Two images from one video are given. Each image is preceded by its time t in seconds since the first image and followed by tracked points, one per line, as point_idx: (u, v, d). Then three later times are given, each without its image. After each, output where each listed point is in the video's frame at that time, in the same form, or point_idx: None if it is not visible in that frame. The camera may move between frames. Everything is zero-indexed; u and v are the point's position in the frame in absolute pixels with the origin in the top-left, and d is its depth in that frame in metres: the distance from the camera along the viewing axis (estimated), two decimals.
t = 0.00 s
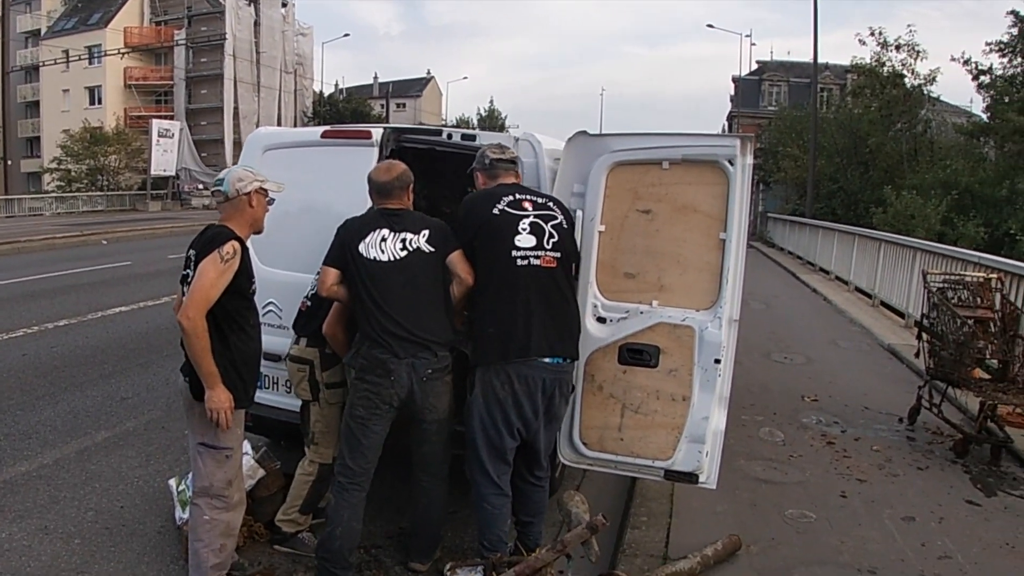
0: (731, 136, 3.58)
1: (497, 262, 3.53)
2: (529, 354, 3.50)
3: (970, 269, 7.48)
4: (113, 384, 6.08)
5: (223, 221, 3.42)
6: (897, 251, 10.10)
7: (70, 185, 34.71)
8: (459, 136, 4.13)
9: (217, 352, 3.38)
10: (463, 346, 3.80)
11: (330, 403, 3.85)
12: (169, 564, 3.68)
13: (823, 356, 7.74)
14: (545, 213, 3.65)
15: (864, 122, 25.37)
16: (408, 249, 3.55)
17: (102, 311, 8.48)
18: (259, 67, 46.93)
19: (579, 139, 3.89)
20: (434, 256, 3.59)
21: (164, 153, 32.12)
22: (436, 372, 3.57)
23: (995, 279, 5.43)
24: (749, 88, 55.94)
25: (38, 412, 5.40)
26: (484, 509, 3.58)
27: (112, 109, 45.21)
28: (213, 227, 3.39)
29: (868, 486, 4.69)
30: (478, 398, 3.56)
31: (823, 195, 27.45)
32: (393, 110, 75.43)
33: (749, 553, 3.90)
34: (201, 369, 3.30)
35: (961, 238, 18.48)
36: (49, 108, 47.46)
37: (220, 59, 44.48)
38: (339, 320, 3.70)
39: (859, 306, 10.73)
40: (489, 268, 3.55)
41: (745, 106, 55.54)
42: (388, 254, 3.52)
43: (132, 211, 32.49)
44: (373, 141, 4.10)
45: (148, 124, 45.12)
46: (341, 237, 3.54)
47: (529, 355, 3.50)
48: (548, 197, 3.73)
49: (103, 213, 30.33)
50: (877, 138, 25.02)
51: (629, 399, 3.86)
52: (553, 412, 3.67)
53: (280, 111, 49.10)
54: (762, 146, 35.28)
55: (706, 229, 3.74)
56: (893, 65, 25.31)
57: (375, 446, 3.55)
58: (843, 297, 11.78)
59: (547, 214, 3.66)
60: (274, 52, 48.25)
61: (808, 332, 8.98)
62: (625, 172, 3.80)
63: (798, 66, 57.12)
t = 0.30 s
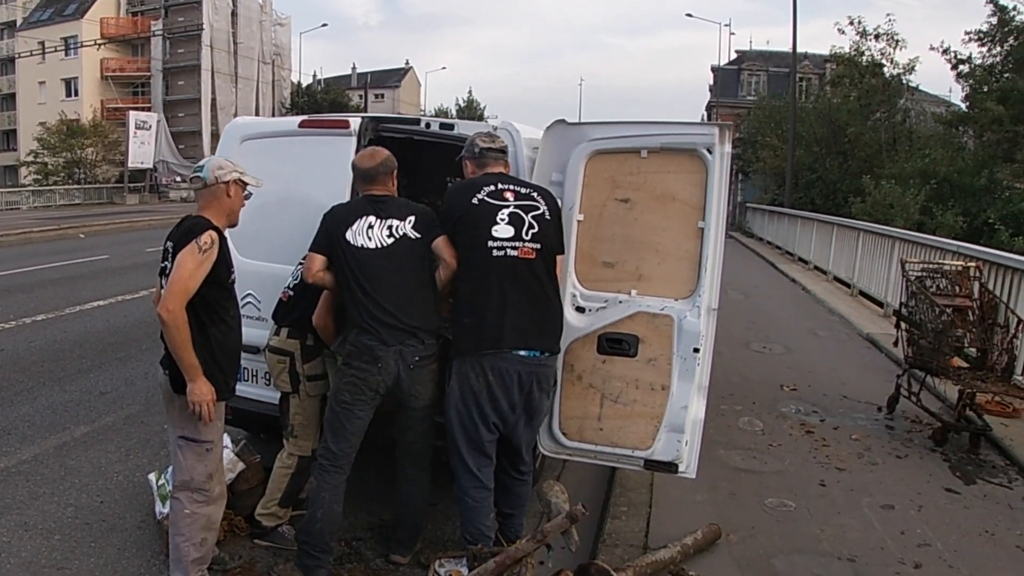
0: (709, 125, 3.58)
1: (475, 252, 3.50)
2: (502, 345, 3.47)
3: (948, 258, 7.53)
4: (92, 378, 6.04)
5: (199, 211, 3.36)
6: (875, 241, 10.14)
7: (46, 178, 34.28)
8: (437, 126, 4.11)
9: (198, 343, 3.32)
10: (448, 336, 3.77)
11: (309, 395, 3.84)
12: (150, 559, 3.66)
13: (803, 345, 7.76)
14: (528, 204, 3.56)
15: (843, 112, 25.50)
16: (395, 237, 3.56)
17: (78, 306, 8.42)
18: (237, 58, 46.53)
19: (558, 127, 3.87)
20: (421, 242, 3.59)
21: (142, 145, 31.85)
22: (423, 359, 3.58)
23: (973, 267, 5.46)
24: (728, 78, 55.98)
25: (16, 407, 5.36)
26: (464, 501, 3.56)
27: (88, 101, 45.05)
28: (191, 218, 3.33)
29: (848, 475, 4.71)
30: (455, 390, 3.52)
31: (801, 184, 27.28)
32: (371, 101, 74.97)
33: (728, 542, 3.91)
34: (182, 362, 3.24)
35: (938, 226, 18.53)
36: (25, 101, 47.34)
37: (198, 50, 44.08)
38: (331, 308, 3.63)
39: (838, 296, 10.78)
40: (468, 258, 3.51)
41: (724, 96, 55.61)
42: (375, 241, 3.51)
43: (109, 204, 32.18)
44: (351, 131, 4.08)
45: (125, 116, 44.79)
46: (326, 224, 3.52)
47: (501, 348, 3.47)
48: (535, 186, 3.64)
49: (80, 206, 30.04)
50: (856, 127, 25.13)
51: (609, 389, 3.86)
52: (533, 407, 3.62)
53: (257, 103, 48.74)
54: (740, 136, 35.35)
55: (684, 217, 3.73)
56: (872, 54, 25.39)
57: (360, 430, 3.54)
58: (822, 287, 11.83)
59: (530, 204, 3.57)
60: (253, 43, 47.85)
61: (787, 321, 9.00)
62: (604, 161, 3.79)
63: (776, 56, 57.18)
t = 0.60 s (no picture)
0: (696, 138, 3.61)
1: (470, 266, 3.48)
2: (496, 358, 3.44)
3: (935, 268, 7.59)
4: (81, 392, 6.03)
5: (189, 225, 3.36)
6: (863, 252, 10.20)
7: (35, 192, 34.13)
8: (427, 139, 4.21)
9: (189, 356, 3.31)
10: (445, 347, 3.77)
11: (307, 410, 3.88)
12: (139, 572, 3.64)
13: (792, 355, 7.80)
14: (523, 217, 3.51)
15: (830, 123, 25.58)
16: (393, 249, 3.61)
17: (66, 319, 8.40)
18: (226, 72, 46.56)
19: (546, 141, 3.89)
20: (419, 253, 3.65)
21: (130, 159, 31.77)
22: (419, 368, 3.60)
23: (960, 276, 5.52)
24: (716, 91, 56.20)
25: (6, 421, 5.35)
26: (458, 511, 3.52)
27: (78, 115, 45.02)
28: (180, 232, 3.33)
29: (837, 483, 4.73)
30: (451, 401, 3.50)
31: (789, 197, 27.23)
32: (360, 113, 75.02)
33: (719, 552, 3.92)
34: (173, 376, 3.23)
35: (927, 237, 18.55)
36: (15, 114, 47.29)
37: (187, 63, 44.09)
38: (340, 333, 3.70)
39: (826, 306, 10.84)
40: (464, 272, 3.49)
41: (711, 109, 55.85)
42: (374, 254, 3.56)
43: (98, 218, 32.08)
44: (340, 145, 4.11)
45: (115, 129, 44.73)
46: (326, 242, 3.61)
47: (495, 360, 3.43)
48: (531, 199, 3.58)
49: (69, 221, 29.93)
50: (843, 140, 25.11)
51: (598, 400, 3.87)
52: (531, 421, 3.57)
53: (247, 115, 48.73)
54: (728, 148, 35.51)
55: (671, 230, 3.75)
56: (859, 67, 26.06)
57: (355, 436, 3.57)
58: (811, 297, 11.89)
59: (526, 217, 3.51)
60: (241, 56, 47.88)
61: (775, 332, 9.04)
62: (593, 173, 3.81)
63: (764, 68, 57.40)
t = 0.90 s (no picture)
0: (694, 140, 3.60)
1: (471, 270, 3.46)
2: (494, 362, 3.42)
3: (935, 267, 7.58)
4: (80, 402, 6.02)
5: (184, 235, 3.34)
6: (862, 251, 10.20)
7: (31, 202, 34.03)
8: (423, 145, 4.10)
9: (185, 365, 3.30)
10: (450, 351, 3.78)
11: (305, 420, 3.86)
12: None
13: (792, 355, 7.80)
14: (525, 221, 3.46)
15: (826, 123, 25.52)
16: (404, 252, 3.63)
17: (66, 330, 8.38)
18: (220, 79, 46.55)
19: (543, 145, 3.88)
20: (430, 257, 3.68)
21: (127, 167, 31.73)
22: (425, 371, 3.63)
23: (960, 273, 5.52)
24: (711, 92, 56.25)
25: (4, 432, 5.33)
26: (461, 514, 3.52)
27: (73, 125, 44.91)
28: (175, 240, 3.32)
29: (839, 483, 4.73)
30: (451, 405, 3.50)
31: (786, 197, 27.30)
32: (353, 118, 74.95)
33: (722, 554, 3.91)
34: (169, 385, 3.22)
35: (924, 235, 18.53)
36: (9, 124, 47.19)
37: (181, 70, 44.07)
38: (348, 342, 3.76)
39: (825, 306, 10.84)
40: (466, 276, 3.48)
41: (706, 110, 55.93)
42: (386, 258, 3.60)
43: (95, 228, 32.03)
44: (337, 151, 4.10)
45: (109, 137, 44.69)
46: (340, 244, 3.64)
47: (493, 365, 3.42)
48: (535, 201, 3.50)
49: (66, 231, 29.84)
50: (839, 139, 25.12)
51: (599, 404, 3.86)
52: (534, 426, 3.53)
53: (242, 122, 48.70)
54: (724, 149, 35.57)
55: (670, 232, 3.74)
56: (854, 65, 26.07)
57: (363, 438, 3.59)
58: (810, 297, 11.89)
59: (528, 221, 3.46)
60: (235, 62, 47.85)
61: (775, 332, 9.03)
62: (591, 177, 3.80)
63: (759, 69, 57.44)
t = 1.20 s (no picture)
0: (685, 138, 3.59)
1: (461, 273, 3.45)
2: (484, 365, 3.39)
3: (929, 263, 7.59)
4: (72, 406, 6.00)
5: (174, 239, 3.34)
6: (856, 249, 10.19)
7: (24, 206, 33.93)
8: (413, 146, 4.09)
9: (174, 370, 3.28)
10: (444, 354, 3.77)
11: (292, 421, 3.86)
12: None
13: (786, 354, 7.78)
14: (516, 222, 3.44)
15: (819, 121, 25.60)
16: (397, 255, 3.63)
17: (56, 334, 8.34)
18: (212, 82, 46.47)
19: (534, 145, 3.88)
20: (422, 260, 3.67)
21: (119, 171, 31.65)
22: (420, 373, 3.62)
23: (953, 270, 5.53)
24: (703, 90, 56.21)
25: None
26: (459, 518, 3.50)
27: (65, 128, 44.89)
28: (165, 245, 3.31)
29: (835, 481, 4.72)
30: (444, 409, 3.49)
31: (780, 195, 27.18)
32: (347, 120, 74.89)
33: (717, 553, 3.90)
34: (157, 389, 3.21)
35: (918, 232, 18.47)
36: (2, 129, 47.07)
37: (174, 73, 44.01)
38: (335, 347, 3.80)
39: (820, 304, 10.83)
40: (457, 279, 3.47)
41: (699, 109, 55.91)
42: (379, 261, 3.60)
43: (87, 232, 31.94)
44: (327, 153, 4.10)
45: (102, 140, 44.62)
46: (334, 248, 3.66)
47: (483, 368, 3.40)
48: (528, 202, 3.49)
49: (56, 235, 29.73)
50: (832, 137, 25.22)
51: (592, 405, 3.86)
52: (528, 428, 3.50)
53: (236, 125, 48.66)
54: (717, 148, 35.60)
55: (662, 231, 3.74)
56: (846, 63, 26.05)
57: (361, 441, 3.59)
58: (803, 295, 11.89)
59: (518, 222, 3.44)
60: (228, 65, 47.78)
61: (768, 331, 9.01)
62: (581, 177, 3.80)
63: (751, 67, 57.49)
